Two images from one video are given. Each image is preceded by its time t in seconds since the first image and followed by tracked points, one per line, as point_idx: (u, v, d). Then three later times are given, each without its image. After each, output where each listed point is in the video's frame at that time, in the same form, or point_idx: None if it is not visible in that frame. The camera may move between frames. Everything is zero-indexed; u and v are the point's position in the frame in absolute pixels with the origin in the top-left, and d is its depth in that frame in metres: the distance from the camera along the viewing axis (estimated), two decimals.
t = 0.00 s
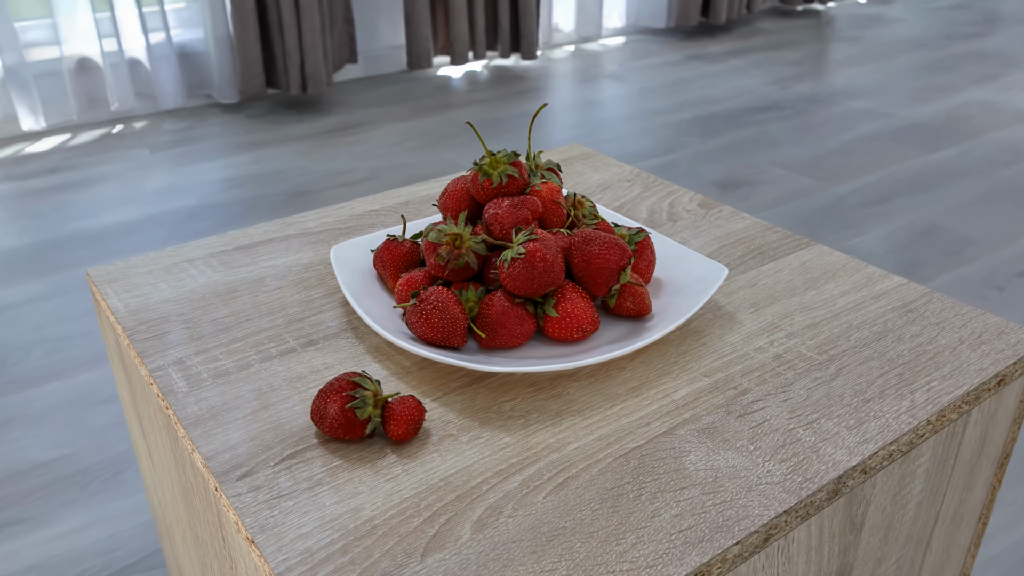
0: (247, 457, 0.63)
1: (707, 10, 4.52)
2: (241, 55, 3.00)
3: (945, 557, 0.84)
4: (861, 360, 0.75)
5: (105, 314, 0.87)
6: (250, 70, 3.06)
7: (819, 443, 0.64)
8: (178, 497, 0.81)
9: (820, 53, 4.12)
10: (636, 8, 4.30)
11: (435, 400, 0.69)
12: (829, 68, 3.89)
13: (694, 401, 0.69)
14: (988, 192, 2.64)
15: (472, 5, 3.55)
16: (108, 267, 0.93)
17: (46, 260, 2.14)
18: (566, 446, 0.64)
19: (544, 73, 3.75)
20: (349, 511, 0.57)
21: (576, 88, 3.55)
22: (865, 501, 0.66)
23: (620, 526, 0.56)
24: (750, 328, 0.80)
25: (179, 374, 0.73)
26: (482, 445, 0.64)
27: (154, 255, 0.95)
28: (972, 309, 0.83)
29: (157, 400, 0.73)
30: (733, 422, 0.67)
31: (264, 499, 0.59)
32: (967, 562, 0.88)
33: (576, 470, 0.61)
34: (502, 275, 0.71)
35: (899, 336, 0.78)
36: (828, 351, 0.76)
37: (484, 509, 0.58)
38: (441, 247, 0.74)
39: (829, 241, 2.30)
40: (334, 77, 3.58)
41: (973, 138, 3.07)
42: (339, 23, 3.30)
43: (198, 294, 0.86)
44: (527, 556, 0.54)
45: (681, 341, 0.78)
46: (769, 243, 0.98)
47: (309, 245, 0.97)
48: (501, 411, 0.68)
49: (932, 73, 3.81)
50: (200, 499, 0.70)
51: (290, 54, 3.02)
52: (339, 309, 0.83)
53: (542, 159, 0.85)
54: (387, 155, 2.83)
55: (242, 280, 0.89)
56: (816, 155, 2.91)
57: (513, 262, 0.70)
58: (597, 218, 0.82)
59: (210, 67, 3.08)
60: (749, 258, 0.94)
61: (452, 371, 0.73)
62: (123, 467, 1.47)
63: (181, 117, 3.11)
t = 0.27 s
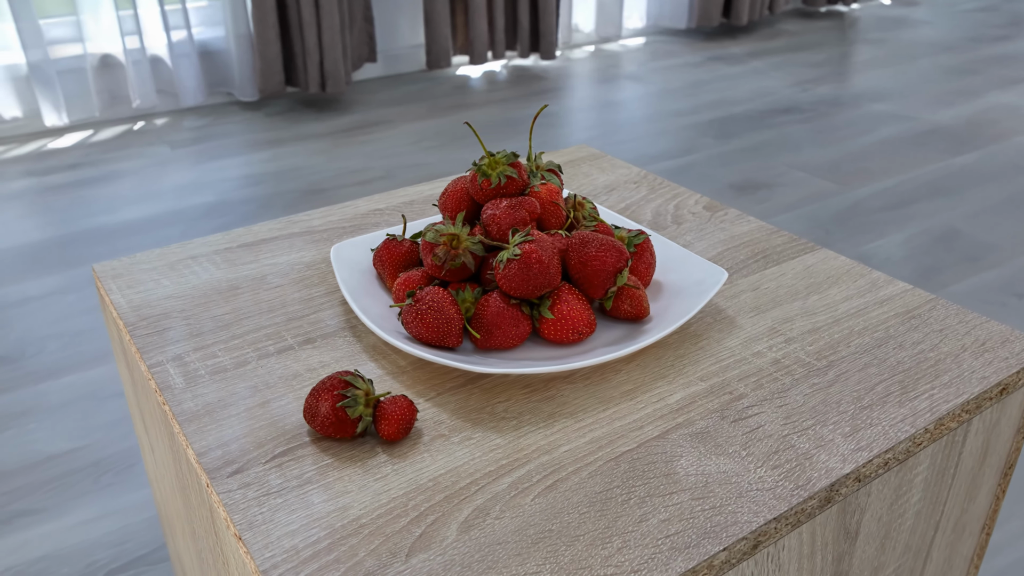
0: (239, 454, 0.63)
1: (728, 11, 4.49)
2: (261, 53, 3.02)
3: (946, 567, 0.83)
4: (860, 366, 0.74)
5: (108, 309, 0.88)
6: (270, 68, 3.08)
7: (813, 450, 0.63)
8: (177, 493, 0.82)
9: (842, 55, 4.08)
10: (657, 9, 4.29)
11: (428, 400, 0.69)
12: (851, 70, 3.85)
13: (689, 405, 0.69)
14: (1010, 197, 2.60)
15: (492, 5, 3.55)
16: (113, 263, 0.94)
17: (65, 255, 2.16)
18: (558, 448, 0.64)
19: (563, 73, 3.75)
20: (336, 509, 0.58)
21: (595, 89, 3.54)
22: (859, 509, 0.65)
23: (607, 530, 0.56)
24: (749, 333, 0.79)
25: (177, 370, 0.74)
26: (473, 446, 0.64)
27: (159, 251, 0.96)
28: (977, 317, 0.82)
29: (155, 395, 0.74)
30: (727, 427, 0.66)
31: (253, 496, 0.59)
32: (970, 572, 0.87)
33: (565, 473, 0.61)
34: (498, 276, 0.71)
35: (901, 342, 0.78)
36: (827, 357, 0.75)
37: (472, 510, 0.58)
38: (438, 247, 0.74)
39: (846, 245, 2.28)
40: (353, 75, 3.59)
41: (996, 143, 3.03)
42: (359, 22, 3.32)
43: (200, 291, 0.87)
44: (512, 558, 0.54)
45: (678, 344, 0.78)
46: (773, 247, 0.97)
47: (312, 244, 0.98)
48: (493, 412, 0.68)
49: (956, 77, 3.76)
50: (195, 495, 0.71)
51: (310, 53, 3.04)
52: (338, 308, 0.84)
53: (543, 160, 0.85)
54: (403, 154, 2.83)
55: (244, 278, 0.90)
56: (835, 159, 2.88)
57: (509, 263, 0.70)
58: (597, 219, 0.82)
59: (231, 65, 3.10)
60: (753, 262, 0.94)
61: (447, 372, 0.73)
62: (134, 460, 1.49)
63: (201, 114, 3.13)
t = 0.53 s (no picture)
0: (231, 451, 0.63)
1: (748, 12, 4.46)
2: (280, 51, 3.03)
3: None
4: (859, 372, 0.73)
5: (112, 305, 0.89)
6: (288, 66, 3.10)
7: (807, 457, 0.63)
8: (175, 488, 0.82)
9: (864, 58, 4.03)
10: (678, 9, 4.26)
11: (422, 400, 0.69)
12: (873, 72, 3.80)
13: (683, 410, 0.68)
14: None
15: (511, 5, 3.55)
16: (119, 259, 0.94)
17: (83, 250, 2.18)
18: (549, 450, 0.64)
19: (581, 74, 3.73)
20: (324, 508, 0.58)
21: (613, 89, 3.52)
22: (853, 517, 0.64)
23: (594, 534, 0.56)
24: (749, 337, 0.79)
25: (174, 366, 0.74)
26: (464, 447, 0.64)
27: (164, 248, 0.97)
28: (983, 324, 0.81)
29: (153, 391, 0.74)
30: (721, 432, 0.66)
31: (243, 493, 0.59)
32: None
33: (555, 475, 0.61)
34: (494, 277, 0.71)
35: (902, 349, 0.77)
36: (826, 363, 0.75)
37: (459, 511, 0.57)
38: (435, 247, 0.74)
39: (862, 249, 2.25)
40: (372, 74, 3.60)
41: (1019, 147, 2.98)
42: (378, 21, 3.32)
43: (201, 288, 0.87)
44: (497, 560, 0.54)
45: (676, 348, 0.77)
46: (777, 251, 0.96)
47: (315, 242, 0.98)
48: (487, 413, 0.68)
49: (980, 80, 3.71)
50: (190, 491, 0.71)
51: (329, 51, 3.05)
52: (338, 306, 0.84)
53: (544, 161, 0.85)
54: (418, 153, 2.83)
55: (246, 275, 0.90)
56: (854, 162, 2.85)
57: (505, 264, 0.70)
58: (596, 221, 0.81)
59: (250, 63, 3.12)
60: (756, 266, 0.93)
61: (442, 372, 0.73)
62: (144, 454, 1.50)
63: (220, 111, 3.16)
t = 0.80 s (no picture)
0: (223, 448, 0.64)
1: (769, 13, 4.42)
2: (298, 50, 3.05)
3: None
4: (858, 379, 0.72)
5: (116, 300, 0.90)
6: (306, 64, 3.11)
7: (801, 464, 0.62)
8: (174, 484, 0.83)
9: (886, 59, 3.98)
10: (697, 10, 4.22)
11: (416, 400, 0.69)
12: (894, 75, 3.76)
13: (678, 414, 0.68)
14: None
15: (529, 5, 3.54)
16: (123, 255, 0.95)
17: (99, 245, 2.20)
18: (540, 453, 0.63)
19: (599, 74, 3.72)
20: (312, 507, 0.58)
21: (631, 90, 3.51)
22: (848, 525, 0.64)
23: (581, 538, 0.55)
24: (748, 342, 0.78)
25: (172, 362, 0.74)
26: (455, 448, 0.64)
27: (168, 244, 0.97)
28: (989, 332, 0.79)
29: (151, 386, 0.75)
30: (715, 437, 0.65)
31: (233, 490, 0.59)
32: None
33: (545, 478, 0.61)
34: (490, 278, 0.71)
35: (904, 355, 0.76)
36: (825, 369, 0.74)
37: (447, 512, 0.57)
38: (432, 247, 0.74)
39: (877, 253, 2.23)
40: (389, 73, 3.61)
41: None
42: (396, 20, 3.33)
43: (203, 285, 0.88)
44: (482, 563, 0.53)
45: (674, 351, 0.77)
46: (781, 255, 0.96)
47: (318, 241, 0.98)
48: (480, 414, 0.68)
49: (1003, 83, 3.65)
50: (186, 487, 0.72)
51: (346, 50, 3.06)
52: (337, 305, 0.84)
53: (545, 162, 0.84)
54: (433, 152, 2.84)
55: (248, 273, 0.91)
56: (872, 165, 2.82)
57: (501, 265, 0.70)
58: (596, 222, 0.81)
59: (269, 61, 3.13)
60: (759, 269, 0.92)
61: (438, 372, 0.73)
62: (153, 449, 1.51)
63: (238, 109, 3.18)
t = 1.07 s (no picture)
0: (216, 445, 0.64)
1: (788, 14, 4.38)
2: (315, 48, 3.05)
3: None
4: (858, 385, 0.71)
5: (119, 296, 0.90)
6: (323, 63, 3.12)
7: (795, 471, 0.61)
8: (172, 479, 0.83)
9: (908, 61, 3.92)
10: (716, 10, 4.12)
11: (410, 401, 0.69)
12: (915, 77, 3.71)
13: (673, 418, 0.67)
14: None
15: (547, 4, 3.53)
16: (127, 251, 0.96)
17: (115, 240, 2.22)
18: (532, 455, 0.63)
19: (617, 74, 3.70)
20: (301, 507, 0.58)
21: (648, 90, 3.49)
22: (843, 533, 0.63)
23: (569, 542, 0.55)
24: (748, 346, 0.77)
25: (169, 359, 0.75)
26: (447, 449, 0.64)
27: (172, 241, 0.98)
28: (995, 340, 0.78)
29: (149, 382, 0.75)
30: (709, 442, 0.64)
31: (223, 488, 0.59)
32: None
33: (535, 481, 0.60)
34: (486, 278, 0.71)
35: (906, 362, 0.74)
36: (825, 374, 0.73)
37: (436, 514, 0.57)
38: (429, 247, 0.73)
39: (894, 258, 2.16)
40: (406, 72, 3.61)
41: None
42: (413, 19, 3.33)
43: (204, 282, 0.88)
44: (468, 566, 0.53)
45: (672, 355, 0.76)
46: (785, 258, 0.95)
47: (321, 239, 0.99)
48: (473, 415, 0.67)
49: None
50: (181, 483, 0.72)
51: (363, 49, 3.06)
52: (336, 303, 0.84)
53: (546, 162, 0.84)
54: (445, 151, 2.82)
55: (249, 270, 0.91)
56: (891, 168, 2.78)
57: (497, 266, 0.70)
58: (596, 223, 0.80)
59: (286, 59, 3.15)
60: (763, 273, 0.91)
61: (433, 372, 0.73)
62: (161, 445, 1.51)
63: (255, 107, 3.19)
